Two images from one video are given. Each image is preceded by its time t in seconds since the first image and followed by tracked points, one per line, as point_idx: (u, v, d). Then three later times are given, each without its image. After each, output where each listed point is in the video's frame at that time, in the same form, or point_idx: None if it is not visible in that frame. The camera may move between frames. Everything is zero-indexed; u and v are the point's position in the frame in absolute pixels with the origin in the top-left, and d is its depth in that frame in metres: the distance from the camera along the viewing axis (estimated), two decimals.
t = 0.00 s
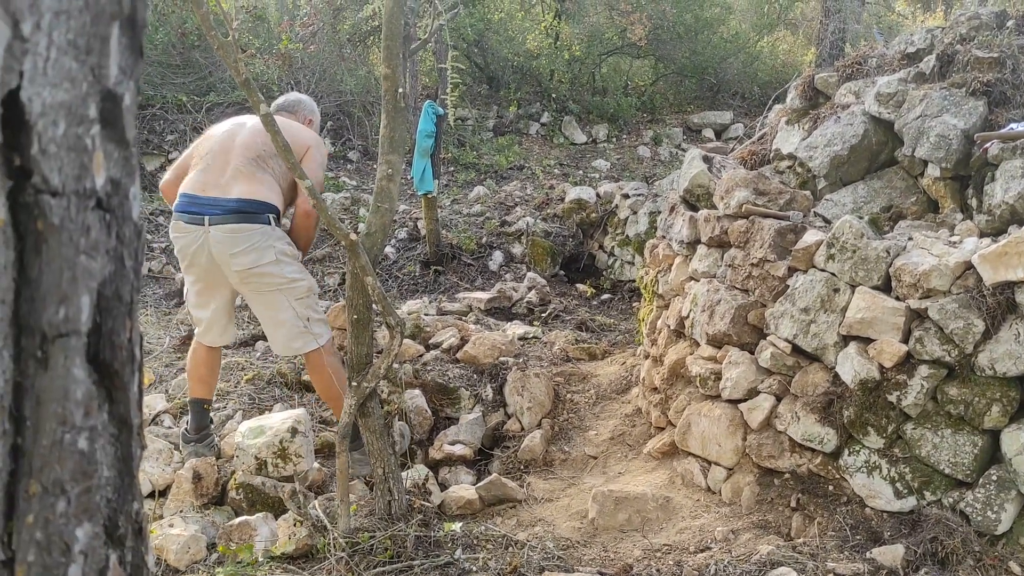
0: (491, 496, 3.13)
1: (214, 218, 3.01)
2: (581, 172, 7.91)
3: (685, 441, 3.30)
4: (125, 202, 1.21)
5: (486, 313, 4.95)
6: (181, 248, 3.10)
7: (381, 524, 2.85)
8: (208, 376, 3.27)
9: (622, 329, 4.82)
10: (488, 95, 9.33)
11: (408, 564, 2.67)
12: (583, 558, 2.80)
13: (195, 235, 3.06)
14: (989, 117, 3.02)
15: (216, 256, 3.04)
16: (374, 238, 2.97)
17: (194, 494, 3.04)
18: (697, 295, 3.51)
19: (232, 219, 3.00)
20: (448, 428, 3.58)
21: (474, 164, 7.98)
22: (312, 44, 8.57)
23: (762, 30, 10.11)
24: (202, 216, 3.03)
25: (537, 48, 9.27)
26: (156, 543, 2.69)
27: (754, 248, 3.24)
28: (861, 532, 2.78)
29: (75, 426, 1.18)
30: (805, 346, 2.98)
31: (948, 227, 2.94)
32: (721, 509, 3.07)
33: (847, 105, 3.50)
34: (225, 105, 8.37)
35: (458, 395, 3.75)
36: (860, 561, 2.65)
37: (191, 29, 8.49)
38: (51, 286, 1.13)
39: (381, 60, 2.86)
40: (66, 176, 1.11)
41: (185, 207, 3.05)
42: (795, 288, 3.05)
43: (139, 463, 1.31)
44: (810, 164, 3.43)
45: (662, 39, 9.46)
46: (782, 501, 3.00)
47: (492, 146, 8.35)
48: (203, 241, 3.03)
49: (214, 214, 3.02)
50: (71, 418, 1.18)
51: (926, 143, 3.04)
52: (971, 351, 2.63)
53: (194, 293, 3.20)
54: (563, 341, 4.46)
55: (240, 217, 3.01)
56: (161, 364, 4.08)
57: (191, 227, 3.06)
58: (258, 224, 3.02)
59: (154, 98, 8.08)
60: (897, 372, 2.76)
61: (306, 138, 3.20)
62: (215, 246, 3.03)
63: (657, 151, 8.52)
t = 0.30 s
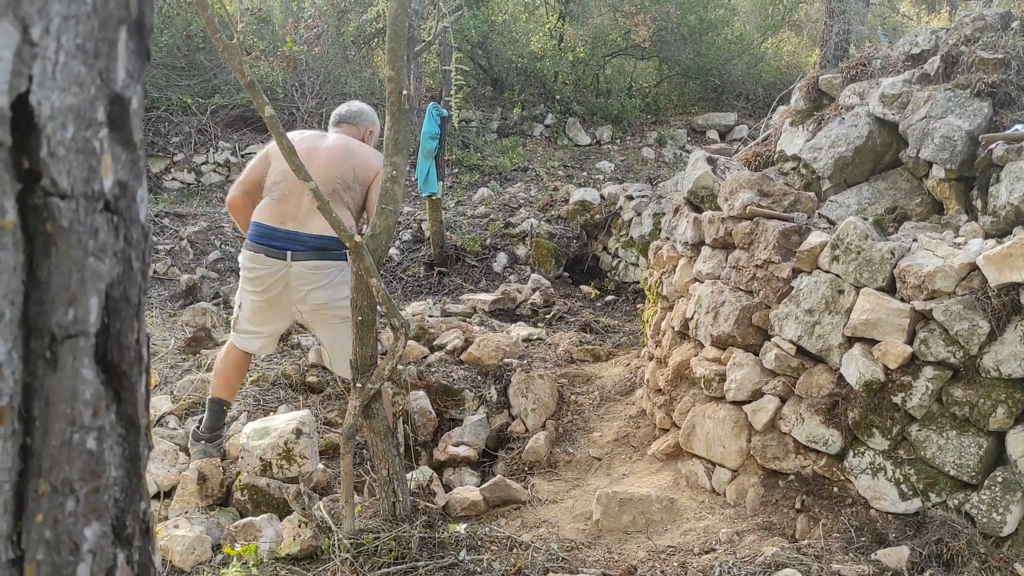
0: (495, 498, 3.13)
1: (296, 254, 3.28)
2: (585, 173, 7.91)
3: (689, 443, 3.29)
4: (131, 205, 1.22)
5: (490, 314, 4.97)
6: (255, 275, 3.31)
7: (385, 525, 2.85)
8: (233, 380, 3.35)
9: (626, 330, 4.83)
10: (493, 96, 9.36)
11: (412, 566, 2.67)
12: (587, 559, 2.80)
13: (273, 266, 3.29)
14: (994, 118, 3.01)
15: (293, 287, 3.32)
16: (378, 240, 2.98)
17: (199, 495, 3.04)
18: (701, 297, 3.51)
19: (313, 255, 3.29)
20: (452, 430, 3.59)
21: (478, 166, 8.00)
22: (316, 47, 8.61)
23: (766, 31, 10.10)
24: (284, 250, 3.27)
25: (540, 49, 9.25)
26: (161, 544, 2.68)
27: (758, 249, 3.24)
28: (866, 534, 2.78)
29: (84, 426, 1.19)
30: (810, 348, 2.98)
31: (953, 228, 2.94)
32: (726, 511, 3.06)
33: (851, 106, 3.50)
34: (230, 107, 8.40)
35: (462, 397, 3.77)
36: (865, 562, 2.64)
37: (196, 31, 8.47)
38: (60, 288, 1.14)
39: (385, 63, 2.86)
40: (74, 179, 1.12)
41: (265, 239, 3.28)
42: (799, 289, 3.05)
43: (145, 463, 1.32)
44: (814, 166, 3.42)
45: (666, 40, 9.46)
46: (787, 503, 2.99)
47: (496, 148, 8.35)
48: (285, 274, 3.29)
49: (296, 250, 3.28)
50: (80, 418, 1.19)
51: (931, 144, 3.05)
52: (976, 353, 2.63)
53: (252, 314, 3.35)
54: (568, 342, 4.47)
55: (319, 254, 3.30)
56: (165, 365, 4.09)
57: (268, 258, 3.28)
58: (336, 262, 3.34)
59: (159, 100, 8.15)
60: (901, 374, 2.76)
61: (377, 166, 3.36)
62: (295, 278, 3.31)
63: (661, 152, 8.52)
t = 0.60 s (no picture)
0: (499, 501, 3.13)
1: (340, 256, 3.33)
2: (588, 176, 7.91)
3: (693, 446, 3.29)
4: (140, 213, 1.22)
5: (493, 317, 4.97)
6: (301, 275, 3.39)
7: (389, 528, 2.85)
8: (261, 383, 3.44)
9: (629, 333, 4.83)
10: (496, 99, 9.38)
11: (415, 568, 2.67)
12: (591, 563, 2.80)
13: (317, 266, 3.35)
14: (998, 121, 3.01)
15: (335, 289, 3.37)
16: (381, 243, 2.98)
17: (203, 498, 3.06)
18: (705, 300, 3.51)
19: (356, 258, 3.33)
20: (456, 433, 3.62)
21: (481, 169, 8.01)
22: (320, 50, 8.63)
23: (770, 33, 10.10)
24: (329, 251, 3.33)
25: (544, 52, 9.32)
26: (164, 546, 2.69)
27: (761, 252, 3.23)
28: (869, 537, 2.78)
29: (91, 433, 1.20)
30: (813, 351, 2.97)
31: (957, 232, 2.94)
32: (729, 514, 3.06)
33: (855, 109, 3.50)
34: (233, 110, 8.39)
35: (466, 400, 3.79)
36: (869, 566, 2.64)
37: (199, 35, 8.57)
38: (68, 296, 1.14)
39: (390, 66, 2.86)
40: (83, 188, 1.12)
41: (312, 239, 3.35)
42: (802, 293, 3.04)
43: (152, 469, 1.32)
44: (817, 169, 3.42)
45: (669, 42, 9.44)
46: (791, 507, 2.98)
47: (499, 151, 8.37)
48: (326, 275, 3.35)
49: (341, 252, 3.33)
50: (88, 425, 1.19)
51: (935, 147, 3.03)
52: (980, 357, 2.62)
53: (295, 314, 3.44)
54: (571, 345, 4.47)
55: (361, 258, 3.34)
56: (169, 368, 4.10)
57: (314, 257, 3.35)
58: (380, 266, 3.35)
59: (163, 103, 8.20)
60: (905, 377, 2.76)
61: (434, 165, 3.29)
62: (336, 281, 3.37)
63: (664, 155, 8.52)
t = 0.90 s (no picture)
0: (499, 506, 3.13)
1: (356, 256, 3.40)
2: (589, 180, 7.92)
3: (693, 451, 3.28)
4: (138, 220, 1.22)
5: (494, 322, 4.97)
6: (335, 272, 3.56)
7: (389, 533, 2.85)
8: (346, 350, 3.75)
9: (630, 338, 4.83)
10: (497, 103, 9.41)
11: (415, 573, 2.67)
12: (591, 568, 2.80)
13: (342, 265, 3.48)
14: (998, 127, 3.01)
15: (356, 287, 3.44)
16: (382, 248, 2.99)
17: (203, 503, 3.08)
18: (705, 304, 3.50)
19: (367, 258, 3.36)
20: (456, 438, 3.62)
21: (482, 174, 8.02)
22: (321, 54, 8.66)
23: (770, 38, 10.10)
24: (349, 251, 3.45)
25: (545, 57, 9.33)
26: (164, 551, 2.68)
27: (762, 257, 3.23)
28: (870, 543, 2.77)
29: (88, 441, 1.19)
30: (814, 356, 2.97)
31: (958, 236, 2.93)
32: (730, 520, 3.05)
33: (855, 114, 3.50)
34: (234, 115, 8.48)
35: (466, 405, 3.79)
36: (870, 572, 2.64)
37: (201, 40, 8.50)
38: (66, 304, 1.14)
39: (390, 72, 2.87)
40: (81, 197, 1.13)
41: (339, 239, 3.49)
42: (803, 298, 3.04)
43: (150, 477, 1.31)
44: (817, 174, 3.42)
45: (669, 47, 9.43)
46: (791, 512, 2.98)
47: (500, 156, 8.38)
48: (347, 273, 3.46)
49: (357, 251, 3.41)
50: (85, 433, 1.19)
51: (935, 152, 3.04)
52: (980, 362, 2.62)
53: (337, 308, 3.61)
54: (571, 350, 4.47)
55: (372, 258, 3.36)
56: (170, 373, 4.10)
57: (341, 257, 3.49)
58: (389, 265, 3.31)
59: (165, 108, 8.23)
60: (905, 382, 2.75)
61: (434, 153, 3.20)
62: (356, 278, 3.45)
63: (665, 160, 8.53)
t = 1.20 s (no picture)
0: (494, 513, 3.11)
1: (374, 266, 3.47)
2: (585, 188, 7.92)
3: (689, 458, 3.28)
4: (131, 229, 1.22)
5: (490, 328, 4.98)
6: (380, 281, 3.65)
7: (384, 541, 2.85)
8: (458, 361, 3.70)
9: (626, 345, 4.83)
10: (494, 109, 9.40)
11: None
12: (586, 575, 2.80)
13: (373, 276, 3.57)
14: (993, 134, 3.02)
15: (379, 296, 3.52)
16: (378, 254, 2.99)
17: (197, 511, 3.04)
18: (701, 311, 3.51)
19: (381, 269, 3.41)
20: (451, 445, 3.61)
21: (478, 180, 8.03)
22: (318, 61, 8.68)
23: (767, 46, 10.13)
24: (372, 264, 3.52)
25: (541, 64, 9.25)
26: (159, 559, 2.66)
27: (758, 264, 3.23)
28: (866, 550, 2.77)
29: (80, 449, 1.19)
30: (810, 363, 2.97)
31: (953, 244, 2.94)
32: (726, 527, 3.05)
33: (851, 122, 3.51)
34: (230, 122, 8.47)
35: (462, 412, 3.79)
36: None
37: (198, 46, 8.63)
38: (58, 313, 1.14)
39: (386, 80, 2.88)
40: (73, 205, 1.12)
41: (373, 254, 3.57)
42: (799, 305, 3.04)
43: (143, 485, 1.31)
44: (813, 181, 3.43)
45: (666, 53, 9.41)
46: (787, 520, 2.98)
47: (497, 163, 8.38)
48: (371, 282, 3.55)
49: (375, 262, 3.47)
50: (77, 441, 1.19)
51: (930, 159, 3.04)
52: (976, 369, 2.62)
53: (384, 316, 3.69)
54: (567, 356, 4.47)
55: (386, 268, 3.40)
56: (165, 380, 4.09)
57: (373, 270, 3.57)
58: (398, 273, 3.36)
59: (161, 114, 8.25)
60: (901, 390, 2.75)
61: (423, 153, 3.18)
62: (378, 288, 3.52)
63: (661, 167, 8.54)
